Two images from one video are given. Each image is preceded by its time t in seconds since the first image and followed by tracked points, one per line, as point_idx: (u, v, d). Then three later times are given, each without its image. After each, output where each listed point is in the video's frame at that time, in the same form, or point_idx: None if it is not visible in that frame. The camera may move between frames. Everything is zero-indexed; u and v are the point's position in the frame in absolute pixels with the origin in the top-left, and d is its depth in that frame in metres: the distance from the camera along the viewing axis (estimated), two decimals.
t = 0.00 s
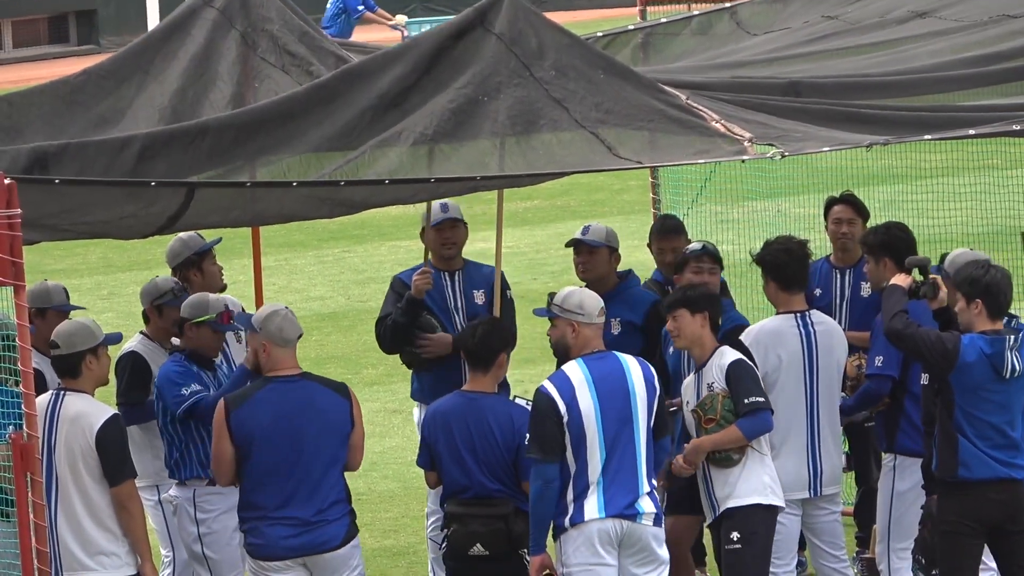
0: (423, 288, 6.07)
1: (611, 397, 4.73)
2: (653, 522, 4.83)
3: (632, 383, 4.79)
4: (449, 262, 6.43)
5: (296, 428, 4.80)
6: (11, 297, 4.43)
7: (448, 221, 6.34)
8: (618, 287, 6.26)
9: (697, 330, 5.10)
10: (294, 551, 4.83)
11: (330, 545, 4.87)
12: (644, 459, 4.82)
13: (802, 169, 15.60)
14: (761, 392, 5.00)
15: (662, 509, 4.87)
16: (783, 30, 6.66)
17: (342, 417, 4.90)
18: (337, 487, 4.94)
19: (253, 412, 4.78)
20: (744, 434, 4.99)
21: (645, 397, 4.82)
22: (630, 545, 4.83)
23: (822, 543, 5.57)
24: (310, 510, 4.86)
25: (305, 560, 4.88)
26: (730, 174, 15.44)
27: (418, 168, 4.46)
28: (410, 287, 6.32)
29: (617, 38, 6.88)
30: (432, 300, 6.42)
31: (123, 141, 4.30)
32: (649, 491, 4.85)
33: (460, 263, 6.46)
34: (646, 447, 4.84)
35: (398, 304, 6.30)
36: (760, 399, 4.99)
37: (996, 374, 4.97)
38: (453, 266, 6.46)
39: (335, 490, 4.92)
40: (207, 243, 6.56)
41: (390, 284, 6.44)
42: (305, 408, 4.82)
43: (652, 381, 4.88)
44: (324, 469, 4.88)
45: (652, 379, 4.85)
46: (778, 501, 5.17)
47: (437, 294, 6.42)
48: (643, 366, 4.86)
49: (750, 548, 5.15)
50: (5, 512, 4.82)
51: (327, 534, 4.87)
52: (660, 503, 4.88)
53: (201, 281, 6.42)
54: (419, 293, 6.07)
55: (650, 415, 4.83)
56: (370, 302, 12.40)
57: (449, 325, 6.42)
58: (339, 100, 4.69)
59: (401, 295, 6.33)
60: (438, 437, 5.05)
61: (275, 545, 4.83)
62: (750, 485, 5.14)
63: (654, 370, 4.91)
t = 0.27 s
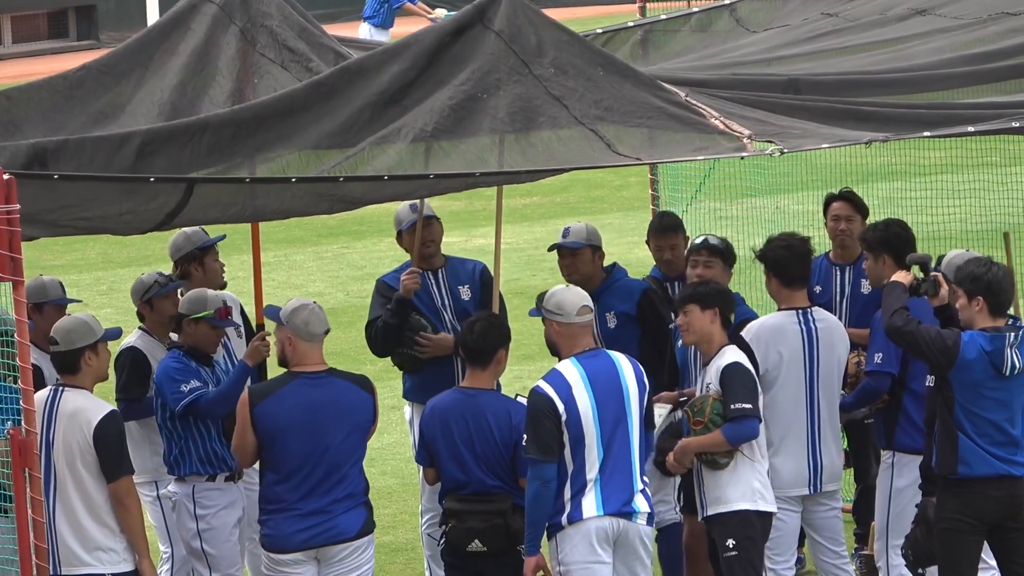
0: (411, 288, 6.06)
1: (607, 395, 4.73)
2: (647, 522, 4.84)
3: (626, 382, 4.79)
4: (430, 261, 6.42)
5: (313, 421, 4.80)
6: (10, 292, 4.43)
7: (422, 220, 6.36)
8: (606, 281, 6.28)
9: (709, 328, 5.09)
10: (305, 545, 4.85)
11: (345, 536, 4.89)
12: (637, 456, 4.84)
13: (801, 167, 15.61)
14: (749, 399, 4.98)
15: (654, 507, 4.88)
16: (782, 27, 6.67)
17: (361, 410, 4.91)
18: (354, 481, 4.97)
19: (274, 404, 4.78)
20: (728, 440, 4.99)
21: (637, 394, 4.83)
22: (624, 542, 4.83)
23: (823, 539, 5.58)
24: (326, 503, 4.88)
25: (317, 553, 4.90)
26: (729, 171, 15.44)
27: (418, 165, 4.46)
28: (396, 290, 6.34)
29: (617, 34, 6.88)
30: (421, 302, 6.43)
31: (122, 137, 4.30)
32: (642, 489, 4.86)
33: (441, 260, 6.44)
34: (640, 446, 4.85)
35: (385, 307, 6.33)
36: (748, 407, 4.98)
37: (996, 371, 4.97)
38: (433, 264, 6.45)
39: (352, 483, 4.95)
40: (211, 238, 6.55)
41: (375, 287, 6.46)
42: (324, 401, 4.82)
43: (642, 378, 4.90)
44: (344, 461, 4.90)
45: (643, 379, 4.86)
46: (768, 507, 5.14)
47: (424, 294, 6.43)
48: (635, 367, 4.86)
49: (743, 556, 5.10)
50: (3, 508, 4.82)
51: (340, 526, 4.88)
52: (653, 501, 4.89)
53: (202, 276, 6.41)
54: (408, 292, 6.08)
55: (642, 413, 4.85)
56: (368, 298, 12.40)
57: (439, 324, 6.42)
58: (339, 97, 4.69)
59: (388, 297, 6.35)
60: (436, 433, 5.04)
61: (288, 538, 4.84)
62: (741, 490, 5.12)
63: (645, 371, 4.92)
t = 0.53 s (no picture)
0: (412, 286, 5.99)
1: (604, 389, 4.74)
2: (648, 516, 4.85)
3: (623, 376, 4.80)
4: (426, 256, 6.41)
5: (330, 417, 4.81)
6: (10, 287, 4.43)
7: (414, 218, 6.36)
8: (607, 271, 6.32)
9: (717, 326, 5.07)
10: (321, 540, 4.86)
11: (362, 531, 4.90)
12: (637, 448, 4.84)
13: (800, 161, 15.61)
14: (739, 405, 4.93)
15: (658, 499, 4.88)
16: (782, 21, 6.66)
17: (382, 407, 4.89)
18: (373, 477, 4.97)
19: (292, 399, 4.79)
20: (716, 443, 4.96)
21: (635, 386, 4.84)
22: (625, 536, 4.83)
23: (825, 532, 5.58)
24: (345, 499, 4.89)
25: (334, 549, 4.91)
26: (728, 165, 15.44)
27: (417, 160, 4.46)
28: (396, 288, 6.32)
29: (617, 28, 6.87)
30: (421, 302, 6.42)
31: (122, 133, 4.29)
32: (645, 481, 4.86)
33: (435, 256, 6.43)
34: (637, 437, 4.86)
35: (384, 304, 6.31)
36: (737, 413, 4.93)
37: (1000, 366, 4.97)
38: (428, 260, 6.44)
39: (370, 480, 4.95)
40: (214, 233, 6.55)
41: (371, 286, 6.39)
42: (341, 397, 4.81)
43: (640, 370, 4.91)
44: (363, 457, 4.89)
45: (639, 371, 4.87)
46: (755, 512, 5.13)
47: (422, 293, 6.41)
48: (629, 359, 4.88)
49: (734, 556, 5.11)
50: (4, 502, 4.83)
51: (357, 521, 4.89)
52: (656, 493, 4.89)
53: (200, 271, 6.41)
54: (409, 289, 6.00)
55: (639, 405, 4.85)
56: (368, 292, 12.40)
57: (437, 321, 6.41)
58: (338, 92, 4.68)
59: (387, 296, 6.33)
60: (436, 428, 5.05)
61: (303, 533, 4.86)
62: (731, 491, 5.11)
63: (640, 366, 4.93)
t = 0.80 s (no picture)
0: (421, 281, 6.04)
1: (605, 385, 4.74)
2: (653, 512, 4.84)
3: (625, 374, 4.79)
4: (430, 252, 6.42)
5: (337, 415, 4.82)
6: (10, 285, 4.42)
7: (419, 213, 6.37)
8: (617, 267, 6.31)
9: (719, 327, 5.08)
10: (326, 540, 4.85)
11: (368, 531, 4.89)
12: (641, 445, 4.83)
13: (799, 159, 15.61)
14: (734, 412, 4.93)
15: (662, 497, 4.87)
16: (782, 19, 6.67)
17: (390, 407, 4.89)
18: (380, 478, 4.96)
19: (300, 395, 4.82)
20: (714, 450, 4.95)
21: (639, 383, 4.83)
22: (630, 533, 4.82)
23: (827, 529, 5.59)
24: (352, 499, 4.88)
25: (339, 549, 4.90)
26: (727, 162, 15.45)
27: (418, 160, 4.46)
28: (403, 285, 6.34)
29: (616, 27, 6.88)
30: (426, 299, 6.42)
31: (122, 132, 4.29)
32: (649, 478, 4.85)
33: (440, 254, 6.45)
34: (641, 435, 4.84)
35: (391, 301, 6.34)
36: (735, 421, 4.93)
37: (1001, 364, 4.98)
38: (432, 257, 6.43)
39: (377, 480, 4.94)
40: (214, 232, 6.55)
41: (375, 282, 6.40)
42: (349, 395, 4.83)
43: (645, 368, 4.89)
44: (370, 456, 4.89)
45: (643, 365, 4.86)
46: (751, 516, 5.12)
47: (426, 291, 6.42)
48: (633, 355, 4.87)
49: (732, 556, 5.13)
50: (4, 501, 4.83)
51: (362, 521, 4.88)
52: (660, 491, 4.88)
53: (196, 270, 6.42)
54: (417, 285, 6.04)
55: (642, 403, 4.84)
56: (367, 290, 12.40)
57: (442, 318, 6.43)
58: (339, 93, 4.68)
59: (393, 293, 6.34)
60: (435, 427, 5.06)
61: (308, 531, 4.85)
62: (730, 494, 5.11)
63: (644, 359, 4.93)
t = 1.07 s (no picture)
0: (426, 263, 6.10)
1: (615, 380, 4.71)
2: (660, 509, 4.81)
3: (637, 369, 4.75)
4: (440, 245, 6.43)
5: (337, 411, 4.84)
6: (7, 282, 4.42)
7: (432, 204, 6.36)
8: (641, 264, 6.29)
9: (716, 326, 5.08)
10: (321, 536, 4.85)
11: (359, 531, 4.87)
12: (648, 441, 4.81)
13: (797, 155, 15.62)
14: (741, 415, 4.94)
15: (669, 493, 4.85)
16: (779, 15, 6.67)
17: (388, 404, 4.89)
18: (377, 477, 4.94)
19: (298, 391, 4.83)
20: (718, 451, 4.99)
21: (650, 380, 4.78)
22: (636, 527, 4.81)
23: (825, 526, 5.60)
24: (349, 497, 4.87)
25: (333, 546, 4.89)
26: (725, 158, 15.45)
27: (416, 156, 4.46)
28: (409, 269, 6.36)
29: (613, 23, 6.87)
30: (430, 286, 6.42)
31: (119, 129, 4.29)
32: (655, 473, 4.83)
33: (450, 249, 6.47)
34: (648, 432, 4.81)
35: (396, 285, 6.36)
36: (741, 423, 4.94)
37: (998, 360, 4.98)
38: (443, 250, 6.45)
39: (373, 479, 4.92)
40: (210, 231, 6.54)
41: (384, 270, 6.45)
42: (348, 392, 4.83)
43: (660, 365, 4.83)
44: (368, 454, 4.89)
45: (657, 361, 4.81)
46: (756, 516, 5.13)
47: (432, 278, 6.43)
48: (647, 350, 4.82)
49: (734, 554, 5.14)
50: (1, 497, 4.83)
51: (355, 520, 4.86)
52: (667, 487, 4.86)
53: (188, 268, 6.41)
54: (422, 267, 6.10)
55: (654, 400, 4.80)
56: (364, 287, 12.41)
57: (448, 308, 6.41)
58: (336, 89, 4.67)
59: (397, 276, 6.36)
60: (433, 424, 5.07)
61: (302, 527, 4.85)
62: (735, 493, 5.12)
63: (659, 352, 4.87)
